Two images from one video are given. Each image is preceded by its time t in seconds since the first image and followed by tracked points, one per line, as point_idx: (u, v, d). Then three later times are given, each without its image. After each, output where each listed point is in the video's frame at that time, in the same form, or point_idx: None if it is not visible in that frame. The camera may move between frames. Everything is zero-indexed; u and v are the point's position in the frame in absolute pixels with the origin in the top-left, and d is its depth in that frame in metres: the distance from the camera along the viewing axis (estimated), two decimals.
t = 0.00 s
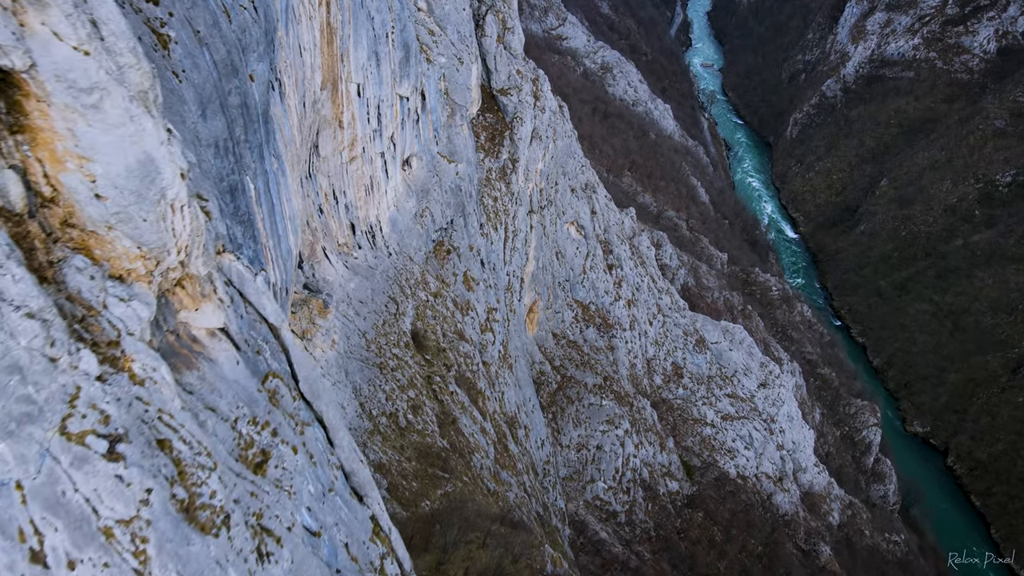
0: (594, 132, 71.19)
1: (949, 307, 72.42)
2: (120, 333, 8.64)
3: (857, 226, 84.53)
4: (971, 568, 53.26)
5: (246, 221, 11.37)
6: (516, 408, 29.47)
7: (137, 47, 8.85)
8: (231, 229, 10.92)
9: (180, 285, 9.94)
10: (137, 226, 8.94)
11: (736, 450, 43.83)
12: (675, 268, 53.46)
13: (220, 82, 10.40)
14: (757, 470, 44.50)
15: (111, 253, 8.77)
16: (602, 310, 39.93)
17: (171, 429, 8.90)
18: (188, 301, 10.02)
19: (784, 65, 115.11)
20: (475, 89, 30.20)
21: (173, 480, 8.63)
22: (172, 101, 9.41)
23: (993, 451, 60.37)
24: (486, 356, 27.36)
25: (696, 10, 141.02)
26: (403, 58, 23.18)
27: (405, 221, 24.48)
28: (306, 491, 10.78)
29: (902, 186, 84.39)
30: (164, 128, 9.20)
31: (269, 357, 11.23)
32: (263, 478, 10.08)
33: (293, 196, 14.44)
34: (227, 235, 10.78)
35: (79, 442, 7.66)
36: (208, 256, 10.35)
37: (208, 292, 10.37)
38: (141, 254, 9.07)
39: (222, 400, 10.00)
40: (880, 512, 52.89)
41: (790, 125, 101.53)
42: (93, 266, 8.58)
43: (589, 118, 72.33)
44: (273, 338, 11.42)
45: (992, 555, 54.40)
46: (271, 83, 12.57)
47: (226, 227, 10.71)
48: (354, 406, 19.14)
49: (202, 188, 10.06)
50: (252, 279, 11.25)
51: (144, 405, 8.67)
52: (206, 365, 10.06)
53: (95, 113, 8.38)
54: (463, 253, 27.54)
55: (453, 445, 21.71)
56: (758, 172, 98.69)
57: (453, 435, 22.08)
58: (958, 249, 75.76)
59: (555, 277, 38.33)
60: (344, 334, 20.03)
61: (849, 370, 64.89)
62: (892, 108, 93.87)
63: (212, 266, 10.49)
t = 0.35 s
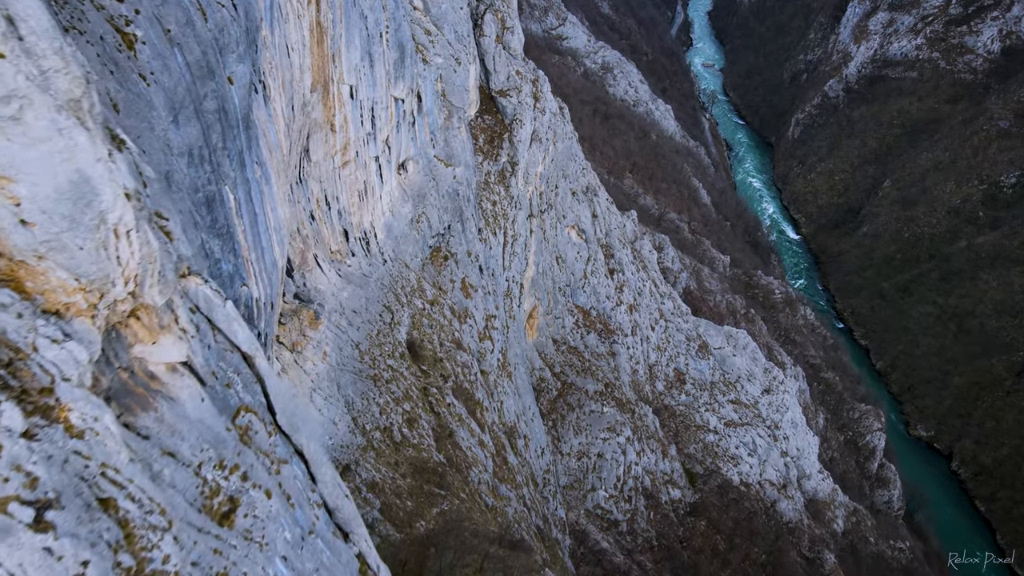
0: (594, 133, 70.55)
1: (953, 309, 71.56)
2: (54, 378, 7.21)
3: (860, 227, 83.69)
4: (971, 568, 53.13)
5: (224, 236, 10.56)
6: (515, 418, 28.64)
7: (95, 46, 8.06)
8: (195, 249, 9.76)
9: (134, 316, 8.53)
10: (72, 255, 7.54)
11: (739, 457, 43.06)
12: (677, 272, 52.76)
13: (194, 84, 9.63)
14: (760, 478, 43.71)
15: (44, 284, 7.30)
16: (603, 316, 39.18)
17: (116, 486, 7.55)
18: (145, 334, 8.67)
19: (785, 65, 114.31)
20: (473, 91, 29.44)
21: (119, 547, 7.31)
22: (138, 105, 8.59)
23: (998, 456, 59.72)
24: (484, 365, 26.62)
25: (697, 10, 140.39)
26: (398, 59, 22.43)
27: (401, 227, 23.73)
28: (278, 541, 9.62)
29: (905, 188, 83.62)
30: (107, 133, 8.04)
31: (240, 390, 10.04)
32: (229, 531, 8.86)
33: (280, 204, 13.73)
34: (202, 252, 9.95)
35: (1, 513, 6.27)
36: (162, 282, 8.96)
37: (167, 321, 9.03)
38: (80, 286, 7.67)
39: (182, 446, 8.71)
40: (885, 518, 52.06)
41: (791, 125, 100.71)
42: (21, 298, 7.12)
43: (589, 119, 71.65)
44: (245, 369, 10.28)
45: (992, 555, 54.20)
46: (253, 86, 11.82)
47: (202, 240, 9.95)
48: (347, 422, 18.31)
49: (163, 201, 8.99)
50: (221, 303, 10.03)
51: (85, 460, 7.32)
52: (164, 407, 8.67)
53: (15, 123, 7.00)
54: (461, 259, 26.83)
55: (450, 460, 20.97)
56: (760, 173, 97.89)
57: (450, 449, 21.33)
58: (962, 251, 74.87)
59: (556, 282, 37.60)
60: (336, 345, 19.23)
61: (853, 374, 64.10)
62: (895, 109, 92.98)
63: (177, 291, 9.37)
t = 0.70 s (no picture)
0: (595, 134, 69.90)
1: (957, 311, 70.37)
2: None
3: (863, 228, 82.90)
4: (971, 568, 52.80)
5: (201, 248, 9.89)
6: (514, 427, 27.79)
7: (50, 45, 7.55)
8: (157, 270, 8.95)
9: (77, 352, 7.67)
10: None
11: (742, 463, 42.31)
12: (679, 275, 52.03)
13: (166, 86, 9.09)
14: (764, 484, 42.83)
15: None
16: (604, 320, 38.49)
17: (49, 555, 6.58)
18: (92, 373, 7.82)
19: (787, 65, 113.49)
20: (471, 92, 28.68)
21: None
22: (99, 109, 8.08)
23: (1004, 460, 59.02)
24: (483, 374, 25.90)
25: (698, 10, 139.57)
26: (394, 59, 21.70)
27: (396, 232, 23.07)
28: None
29: (908, 189, 82.79)
30: (47, 144, 7.32)
31: (207, 427, 9.39)
32: None
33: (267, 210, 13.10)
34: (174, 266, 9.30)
35: None
36: (110, 314, 8.05)
37: (118, 358, 8.15)
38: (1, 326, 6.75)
39: (136, 498, 7.83)
40: (890, 524, 51.29)
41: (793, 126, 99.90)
42: None
43: (590, 120, 70.98)
44: (214, 401, 9.65)
45: (992, 556, 53.90)
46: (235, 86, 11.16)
47: (175, 253, 9.34)
48: (341, 435, 17.54)
49: (114, 215, 8.15)
50: (187, 331, 9.29)
51: (12, 527, 6.38)
52: (116, 454, 7.81)
53: None
54: (459, 265, 26.11)
55: (446, 474, 20.24)
56: (761, 173, 97.10)
57: (447, 463, 20.59)
58: (966, 252, 74.00)
59: (556, 287, 36.86)
60: (328, 355, 18.51)
61: (856, 377, 63.32)
62: (897, 109, 92.18)
63: (134, 317, 8.53)
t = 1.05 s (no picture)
0: (596, 131, 69.22)
1: (961, 310, 69.64)
2: None
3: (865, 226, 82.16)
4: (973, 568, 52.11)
5: (176, 258, 9.62)
6: (514, 433, 27.02)
7: None
8: (111, 293, 8.51)
9: (5, 392, 7.03)
10: None
11: (746, 466, 41.60)
12: (681, 274, 51.32)
13: (132, 83, 8.66)
14: (767, 486, 42.18)
15: None
16: (605, 322, 37.79)
17: None
18: (27, 417, 7.19)
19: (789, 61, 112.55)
20: (469, 89, 27.91)
21: None
22: (55, 109, 7.71)
23: (1008, 461, 58.38)
24: (481, 378, 25.20)
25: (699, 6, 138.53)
26: (388, 54, 20.97)
27: (392, 234, 22.41)
28: None
29: (911, 186, 81.91)
30: None
31: (168, 466, 8.92)
32: None
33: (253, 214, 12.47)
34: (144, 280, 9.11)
35: None
36: (42, 349, 7.40)
37: (54, 397, 7.53)
38: None
39: (77, 553, 7.26)
40: (894, 526, 50.64)
41: (795, 123, 99.06)
42: None
43: (590, 117, 70.27)
44: (178, 435, 9.16)
45: (992, 555, 53.37)
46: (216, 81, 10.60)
47: (145, 265, 9.08)
48: (333, 447, 16.85)
49: (53, 230, 7.69)
50: (144, 360, 8.82)
51: None
52: (53, 508, 7.17)
53: None
54: (457, 267, 25.40)
55: (443, 484, 19.55)
56: (763, 170, 96.26)
57: (443, 472, 19.89)
58: (970, 251, 73.28)
59: (557, 287, 36.19)
60: (320, 362, 17.83)
61: (860, 377, 62.64)
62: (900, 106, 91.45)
63: (82, 345, 8.01)
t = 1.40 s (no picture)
0: (597, 127, 68.52)
1: (964, 308, 69.05)
2: None
3: (868, 223, 81.40)
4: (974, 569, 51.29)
5: (146, 268, 9.23)
6: (513, 437, 26.33)
7: None
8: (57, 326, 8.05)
9: None
10: None
11: (748, 467, 40.98)
12: (683, 273, 50.65)
13: (93, 79, 8.23)
14: (770, 488, 41.57)
15: None
16: (607, 322, 37.15)
17: None
18: None
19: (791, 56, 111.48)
20: (467, 85, 27.18)
21: None
22: (5, 108, 7.29)
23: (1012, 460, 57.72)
24: (480, 382, 24.57)
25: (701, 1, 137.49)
26: (383, 48, 20.24)
27: (387, 234, 21.76)
28: None
29: (915, 182, 81.04)
30: None
31: (121, 510, 8.46)
32: None
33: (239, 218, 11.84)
34: (111, 292, 8.77)
35: None
36: None
37: None
38: None
39: None
40: (897, 527, 50.04)
41: (798, 118, 98.22)
42: None
43: (591, 113, 69.58)
44: (132, 475, 8.69)
45: (992, 556, 52.54)
46: (192, 74, 10.10)
47: (111, 276, 8.76)
48: (324, 457, 16.18)
49: None
50: (93, 396, 8.29)
51: None
52: None
53: None
54: (455, 268, 24.75)
55: (440, 494, 18.94)
56: (764, 166, 95.39)
57: (440, 481, 19.27)
58: (974, 248, 72.57)
59: (557, 287, 35.53)
60: (312, 369, 17.15)
61: (863, 376, 62.02)
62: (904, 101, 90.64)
63: (21, 384, 7.53)
